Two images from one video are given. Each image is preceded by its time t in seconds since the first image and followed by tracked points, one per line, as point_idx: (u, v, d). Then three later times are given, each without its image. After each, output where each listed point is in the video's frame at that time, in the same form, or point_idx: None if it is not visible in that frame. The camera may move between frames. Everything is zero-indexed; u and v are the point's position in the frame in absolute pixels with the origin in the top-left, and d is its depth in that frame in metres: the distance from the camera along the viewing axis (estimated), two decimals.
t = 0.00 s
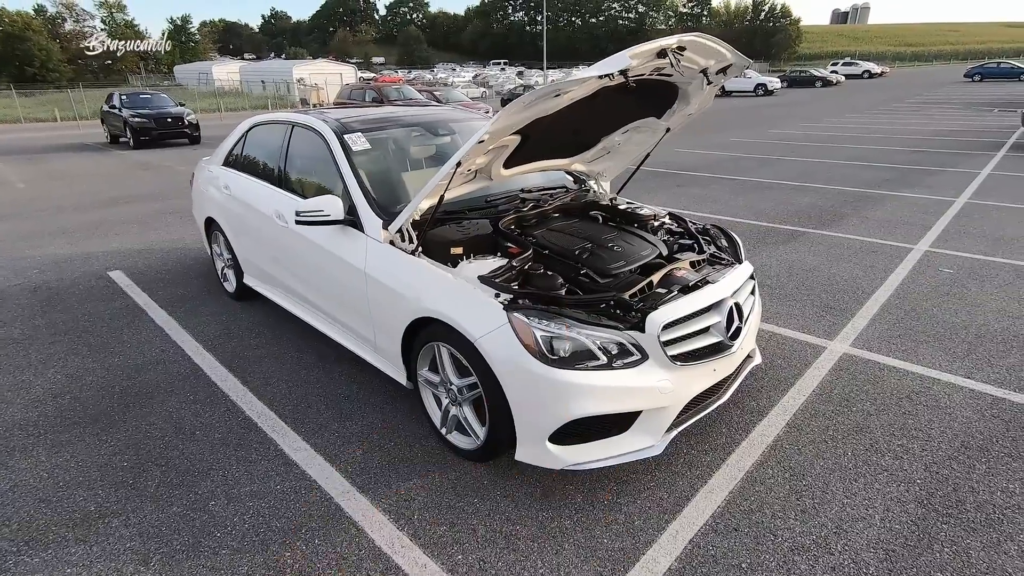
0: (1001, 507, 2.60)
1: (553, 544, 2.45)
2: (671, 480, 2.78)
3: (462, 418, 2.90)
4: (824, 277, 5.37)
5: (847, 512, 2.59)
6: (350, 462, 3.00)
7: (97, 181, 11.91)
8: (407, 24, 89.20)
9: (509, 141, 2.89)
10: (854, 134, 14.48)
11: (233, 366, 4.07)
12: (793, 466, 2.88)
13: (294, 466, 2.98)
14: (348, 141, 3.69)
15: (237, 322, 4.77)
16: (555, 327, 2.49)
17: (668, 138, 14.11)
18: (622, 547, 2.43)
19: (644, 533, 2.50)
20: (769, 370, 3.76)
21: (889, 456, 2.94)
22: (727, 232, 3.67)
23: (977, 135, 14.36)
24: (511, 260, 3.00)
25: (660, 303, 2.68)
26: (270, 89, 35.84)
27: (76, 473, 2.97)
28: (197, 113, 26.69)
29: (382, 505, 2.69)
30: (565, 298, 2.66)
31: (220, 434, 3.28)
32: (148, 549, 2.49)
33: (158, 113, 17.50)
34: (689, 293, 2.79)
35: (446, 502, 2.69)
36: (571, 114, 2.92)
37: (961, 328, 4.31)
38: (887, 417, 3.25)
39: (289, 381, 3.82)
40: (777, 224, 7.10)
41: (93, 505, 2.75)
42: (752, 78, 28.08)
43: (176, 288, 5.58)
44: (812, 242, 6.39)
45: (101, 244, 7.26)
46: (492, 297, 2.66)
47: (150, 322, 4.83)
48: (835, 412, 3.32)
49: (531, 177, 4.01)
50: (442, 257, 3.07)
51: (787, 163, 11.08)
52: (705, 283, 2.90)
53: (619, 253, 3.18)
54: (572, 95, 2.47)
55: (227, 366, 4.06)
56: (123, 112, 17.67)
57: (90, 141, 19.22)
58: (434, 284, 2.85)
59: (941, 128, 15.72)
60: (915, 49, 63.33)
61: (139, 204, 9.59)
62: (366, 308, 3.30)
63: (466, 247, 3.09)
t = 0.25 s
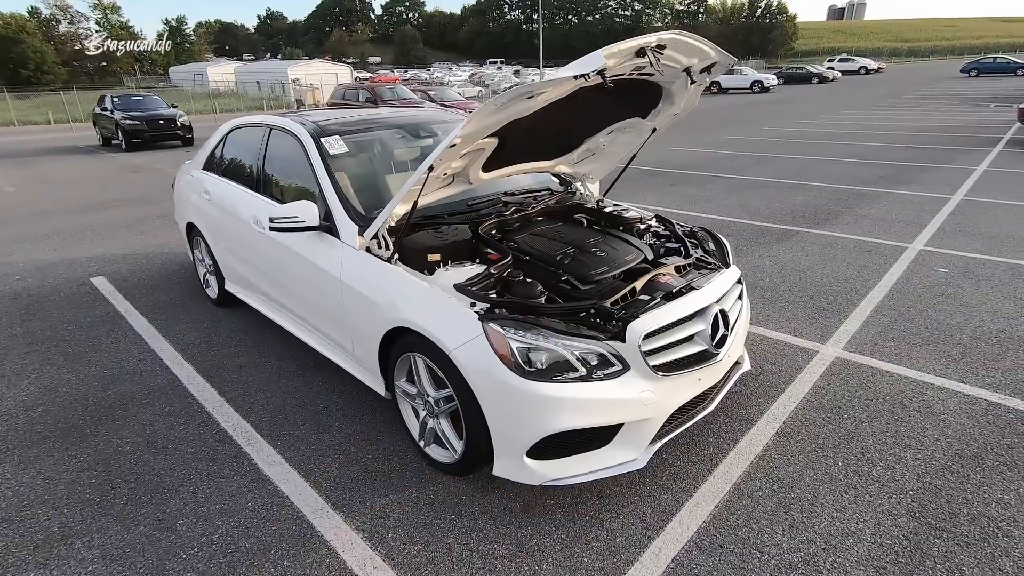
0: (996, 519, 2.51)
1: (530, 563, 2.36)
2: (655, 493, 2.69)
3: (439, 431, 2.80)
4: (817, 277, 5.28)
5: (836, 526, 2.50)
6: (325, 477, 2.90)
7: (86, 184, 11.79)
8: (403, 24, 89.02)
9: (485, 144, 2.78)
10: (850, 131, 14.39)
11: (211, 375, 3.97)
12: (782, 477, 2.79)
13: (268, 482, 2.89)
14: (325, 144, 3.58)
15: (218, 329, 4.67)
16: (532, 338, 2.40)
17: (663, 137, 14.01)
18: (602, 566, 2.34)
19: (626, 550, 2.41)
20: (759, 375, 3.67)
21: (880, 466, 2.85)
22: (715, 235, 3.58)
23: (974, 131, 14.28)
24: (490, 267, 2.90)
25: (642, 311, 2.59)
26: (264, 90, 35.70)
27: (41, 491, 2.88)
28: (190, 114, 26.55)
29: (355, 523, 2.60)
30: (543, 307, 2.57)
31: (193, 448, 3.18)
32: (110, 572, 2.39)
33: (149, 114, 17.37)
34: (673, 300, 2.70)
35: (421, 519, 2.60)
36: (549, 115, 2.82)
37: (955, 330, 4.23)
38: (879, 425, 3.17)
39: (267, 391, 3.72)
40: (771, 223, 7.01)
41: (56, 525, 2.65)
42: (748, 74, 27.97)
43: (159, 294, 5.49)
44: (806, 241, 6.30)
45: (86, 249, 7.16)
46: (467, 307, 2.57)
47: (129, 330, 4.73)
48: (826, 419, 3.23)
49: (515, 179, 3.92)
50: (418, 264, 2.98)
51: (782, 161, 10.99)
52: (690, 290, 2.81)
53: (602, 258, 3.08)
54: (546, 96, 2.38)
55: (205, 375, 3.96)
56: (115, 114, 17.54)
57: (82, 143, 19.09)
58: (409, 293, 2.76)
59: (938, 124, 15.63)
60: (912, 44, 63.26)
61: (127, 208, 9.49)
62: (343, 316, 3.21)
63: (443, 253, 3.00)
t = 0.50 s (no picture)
0: (996, 527, 2.38)
1: None
2: (638, 504, 2.55)
3: (410, 441, 2.65)
4: (810, 270, 5.13)
5: (828, 538, 2.36)
6: (290, 490, 2.75)
7: (67, 181, 11.54)
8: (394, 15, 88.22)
9: (453, 135, 2.60)
10: (843, 118, 14.24)
11: (179, 380, 3.81)
12: (771, 484, 2.65)
13: (229, 497, 2.73)
14: (291, 137, 3.38)
15: (189, 331, 4.50)
16: (502, 343, 2.24)
17: (655, 126, 13.81)
18: None
19: (605, 567, 2.26)
20: (748, 374, 3.52)
21: (874, 470, 2.71)
22: (702, 228, 3.42)
23: (967, 117, 14.15)
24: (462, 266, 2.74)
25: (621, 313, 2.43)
26: (254, 83, 35.28)
27: None
28: (178, 109, 26.19)
29: (319, 540, 2.45)
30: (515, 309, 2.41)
31: (153, 459, 3.02)
32: None
33: (133, 109, 17.07)
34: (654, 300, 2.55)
35: (389, 536, 2.45)
36: (521, 103, 2.65)
37: (951, 323, 4.09)
38: (873, 426, 3.03)
39: (236, 397, 3.56)
40: (763, 214, 6.86)
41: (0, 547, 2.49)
42: (741, 63, 27.73)
43: (131, 295, 5.30)
44: (798, 232, 6.15)
45: (60, 248, 6.96)
46: (434, 309, 2.40)
47: (97, 334, 4.55)
48: (817, 421, 3.09)
49: (493, 172, 3.75)
50: (386, 263, 2.81)
51: (775, 150, 10.82)
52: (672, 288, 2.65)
53: (581, 255, 2.92)
54: (514, 81, 2.20)
55: (172, 381, 3.79)
56: (98, 109, 17.22)
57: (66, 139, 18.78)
58: (375, 295, 2.59)
59: (932, 111, 15.48)
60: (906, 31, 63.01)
61: (106, 205, 9.27)
62: (310, 319, 3.04)
63: (412, 252, 2.83)
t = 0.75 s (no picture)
0: (1011, 543, 2.23)
1: None
2: (630, 521, 2.39)
3: (388, 454, 2.48)
4: (808, 263, 4.97)
5: (833, 556, 2.21)
6: (261, 507, 2.58)
7: (48, 175, 11.26)
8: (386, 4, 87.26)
9: (429, 125, 2.41)
10: (840, 106, 14.06)
11: (149, 386, 3.62)
12: (772, 497, 2.49)
13: (195, 515, 2.56)
14: (262, 129, 3.17)
15: (163, 333, 4.31)
16: (482, 352, 2.06)
17: (649, 115, 13.61)
18: None
19: None
20: (747, 376, 3.36)
21: (880, 480, 2.56)
22: (698, 223, 3.25)
23: (965, 104, 13.98)
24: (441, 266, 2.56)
25: (611, 317, 2.26)
26: (243, 73, 34.78)
27: None
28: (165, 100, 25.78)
29: (289, 564, 2.28)
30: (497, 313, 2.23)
31: (117, 474, 2.84)
32: None
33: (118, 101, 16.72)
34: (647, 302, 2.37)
35: (364, 558, 2.28)
36: (503, 90, 2.46)
37: (956, 319, 3.94)
38: (878, 430, 2.88)
39: (209, 405, 3.38)
40: (759, 205, 6.68)
41: None
42: (737, 51, 27.44)
43: (105, 294, 5.10)
44: (796, 224, 5.99)
45: (36, 244, 6.73)
46: (410, 315, 2.22)
47: (67, 336, 4.35)
48: (819, 425, 2.93)
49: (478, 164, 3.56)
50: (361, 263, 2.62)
51: (771, 139, 10.64)
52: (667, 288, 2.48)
53: (570, 253, 2.74)
54: (491, 65, 2.00)
55: (142, 387, 3.61)
56: (82, 100, 16.86)
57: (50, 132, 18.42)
58: (348, 299, 2.41)
59: (929, 98, 15.31)
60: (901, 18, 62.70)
61: (86, 199, 9.01)
62: (282, 323, 2.86)
63: (388, 251, 2.64)
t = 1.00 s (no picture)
0: None
1: None
2: (621, 556, 2.19)
3: (356, 483, 2.27)
4: (809, 260, 4.76)
5: None
6: (220, 539, 2.37)
7: (26, 165, 10.91)
8: None
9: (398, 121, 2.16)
10: (839, 93, 13.79)
11: (110, 399, 3.39)
12: (775, 526, 2.30)
13: (147, 549, 2.35)
14: (223, 123, 2.91)
15: (130, 338, 4.07)
16: (455, 379, 1.85)
17: (644, 102, 13.30)
18: None
19: None
20: (746, 386, 3.16)
21: (892, 506, 2.37)
22: (694, 224, 3.03)
23: (965, 91, 13.73)
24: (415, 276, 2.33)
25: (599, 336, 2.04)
26: (232, 58, 34.13)
27: None
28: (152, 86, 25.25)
29: None
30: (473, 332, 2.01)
31: (66, 500, 2.63)
32: None
33: (100, 88, 16.28)
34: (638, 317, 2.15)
35: None
36: (481, 81, 2.21)
37: (966, 321, 3.74)
38: (887, 448, 2.68)
39: (172, 420, 3.16)
40: (758, 197, 6.46)
41: None
42: (734, 36, 27.04)
43: (72, 295, 4.85)
44: (796, 218, 5.77)
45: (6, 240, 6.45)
46: (375, 334, 2.00)
47: (28, 342, 4.11)
48: (825, 442, 2.73)
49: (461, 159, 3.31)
50: (327, 272, 2.39)
51: (769, 127, 10.38)
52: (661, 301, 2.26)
53: (557, 259, 2.51)
54: (462, 53, 1.75)
55: (103, 399, 3.38)
56: (63, 87, 16.41)
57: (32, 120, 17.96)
58: (310, 314, 2.18)
59: (929, 84, 15.04)
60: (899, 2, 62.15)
61: (63, 191, 8.71)
62: (244, 336, 2.63)
63: (357, 259, 2.41)
